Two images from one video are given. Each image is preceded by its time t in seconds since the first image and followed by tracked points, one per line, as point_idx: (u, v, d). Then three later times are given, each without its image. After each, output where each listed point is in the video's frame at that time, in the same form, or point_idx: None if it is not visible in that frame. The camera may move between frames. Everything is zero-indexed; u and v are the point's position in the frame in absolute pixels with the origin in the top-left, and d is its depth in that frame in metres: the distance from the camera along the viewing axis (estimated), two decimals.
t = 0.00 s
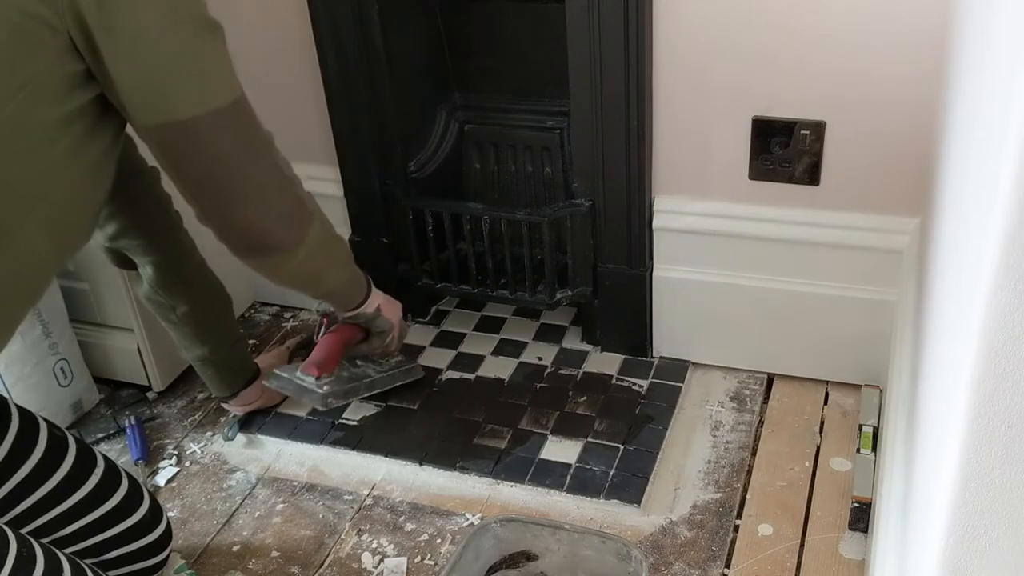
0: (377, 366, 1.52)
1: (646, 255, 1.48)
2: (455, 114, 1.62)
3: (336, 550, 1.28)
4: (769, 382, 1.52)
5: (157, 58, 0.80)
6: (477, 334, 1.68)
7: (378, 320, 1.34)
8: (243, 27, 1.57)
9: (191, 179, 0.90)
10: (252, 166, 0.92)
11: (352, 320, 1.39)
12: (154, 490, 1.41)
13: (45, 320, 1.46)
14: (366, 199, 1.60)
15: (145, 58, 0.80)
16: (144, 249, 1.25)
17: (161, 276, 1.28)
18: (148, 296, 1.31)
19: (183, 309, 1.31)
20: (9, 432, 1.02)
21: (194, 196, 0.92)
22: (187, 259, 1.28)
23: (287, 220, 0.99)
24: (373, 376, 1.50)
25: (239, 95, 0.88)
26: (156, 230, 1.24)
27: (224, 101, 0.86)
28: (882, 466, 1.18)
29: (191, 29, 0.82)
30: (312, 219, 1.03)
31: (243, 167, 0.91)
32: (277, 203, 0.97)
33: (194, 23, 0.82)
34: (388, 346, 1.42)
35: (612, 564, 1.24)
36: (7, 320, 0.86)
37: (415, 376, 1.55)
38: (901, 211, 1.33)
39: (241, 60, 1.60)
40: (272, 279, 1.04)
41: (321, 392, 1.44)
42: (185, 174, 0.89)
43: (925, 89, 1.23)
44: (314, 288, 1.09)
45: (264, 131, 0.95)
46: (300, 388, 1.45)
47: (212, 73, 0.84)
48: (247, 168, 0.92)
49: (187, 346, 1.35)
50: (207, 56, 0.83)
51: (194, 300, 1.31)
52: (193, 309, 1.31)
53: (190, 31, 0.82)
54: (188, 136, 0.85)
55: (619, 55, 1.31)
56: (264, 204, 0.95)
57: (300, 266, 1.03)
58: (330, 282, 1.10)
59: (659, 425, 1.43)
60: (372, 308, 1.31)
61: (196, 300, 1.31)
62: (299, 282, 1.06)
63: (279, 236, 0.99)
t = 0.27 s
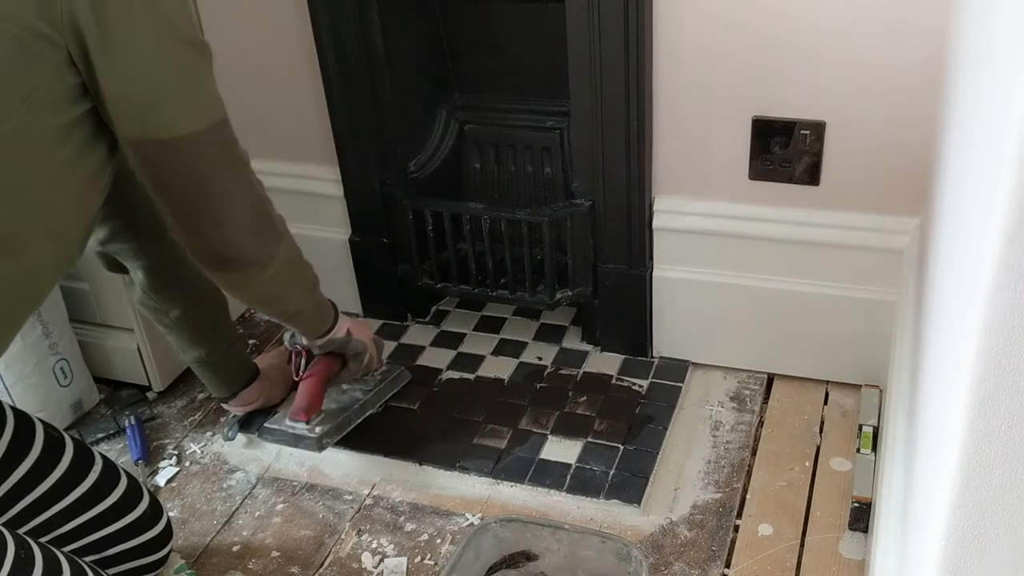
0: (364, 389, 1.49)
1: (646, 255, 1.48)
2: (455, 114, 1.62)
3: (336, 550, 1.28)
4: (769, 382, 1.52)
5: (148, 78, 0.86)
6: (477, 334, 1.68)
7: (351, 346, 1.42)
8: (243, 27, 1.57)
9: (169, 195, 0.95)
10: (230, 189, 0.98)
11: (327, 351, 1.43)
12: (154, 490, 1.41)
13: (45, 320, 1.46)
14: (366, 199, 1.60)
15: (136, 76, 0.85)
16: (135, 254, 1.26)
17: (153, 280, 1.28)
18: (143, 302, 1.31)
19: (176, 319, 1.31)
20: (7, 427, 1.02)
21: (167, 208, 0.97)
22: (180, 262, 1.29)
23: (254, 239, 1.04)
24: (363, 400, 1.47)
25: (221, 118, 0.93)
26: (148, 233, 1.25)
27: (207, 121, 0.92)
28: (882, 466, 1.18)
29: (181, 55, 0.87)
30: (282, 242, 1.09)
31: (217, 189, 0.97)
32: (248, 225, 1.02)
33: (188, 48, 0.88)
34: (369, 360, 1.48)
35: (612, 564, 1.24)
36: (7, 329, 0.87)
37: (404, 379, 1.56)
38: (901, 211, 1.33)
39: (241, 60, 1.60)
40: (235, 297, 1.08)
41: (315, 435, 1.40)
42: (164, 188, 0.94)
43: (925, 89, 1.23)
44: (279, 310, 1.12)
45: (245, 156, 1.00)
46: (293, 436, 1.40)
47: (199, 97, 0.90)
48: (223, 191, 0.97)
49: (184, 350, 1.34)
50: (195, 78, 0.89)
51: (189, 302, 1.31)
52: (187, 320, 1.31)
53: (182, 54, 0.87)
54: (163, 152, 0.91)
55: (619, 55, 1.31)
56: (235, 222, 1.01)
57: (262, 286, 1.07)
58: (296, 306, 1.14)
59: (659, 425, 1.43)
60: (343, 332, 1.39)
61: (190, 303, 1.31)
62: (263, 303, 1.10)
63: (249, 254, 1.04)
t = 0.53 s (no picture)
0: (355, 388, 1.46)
1: (646, 255, 1.48)
2: (456, 114, 1.62)
3: (336, 550, 1.28)
4: (769, 382, 1.52)
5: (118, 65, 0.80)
6: (477, 334, 1.68)
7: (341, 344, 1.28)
8: (243, 28, 1.57)
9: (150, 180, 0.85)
10: (210, 168, 0.87)
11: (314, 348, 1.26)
12: (154, 490, 1.41)
13: (45, 320, 1.46)
14: (366, 199, 1.60)
15: (107, 64, 0.79)
16: (123, 260, 1.22)
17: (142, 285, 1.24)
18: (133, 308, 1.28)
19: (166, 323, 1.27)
20: None
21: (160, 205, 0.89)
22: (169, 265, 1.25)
23: (245, 219, 0.93)
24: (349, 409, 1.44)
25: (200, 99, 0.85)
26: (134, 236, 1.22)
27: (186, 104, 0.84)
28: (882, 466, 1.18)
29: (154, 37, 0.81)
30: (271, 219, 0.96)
31: (201, 173, 0.86)
32: (232, 202, 0.91)
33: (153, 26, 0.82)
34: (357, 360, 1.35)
35: (612, 565, 1.24)
36: None
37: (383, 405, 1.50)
38: (900, 211, 1.33)
39: (241, 60, 1.61)
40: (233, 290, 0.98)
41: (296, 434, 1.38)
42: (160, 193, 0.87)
43: (924, 89, 1.23)
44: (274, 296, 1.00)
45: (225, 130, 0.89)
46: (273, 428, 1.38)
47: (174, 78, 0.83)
48: (207, 173, 0.87)
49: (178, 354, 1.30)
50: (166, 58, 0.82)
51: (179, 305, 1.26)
52: (180, 323, 1.27)
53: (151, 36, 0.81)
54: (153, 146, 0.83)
55: (619, 55, 1.31)
56: (217, 200, 0.89)
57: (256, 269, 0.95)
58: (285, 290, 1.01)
59: (659, 425, 1.43)
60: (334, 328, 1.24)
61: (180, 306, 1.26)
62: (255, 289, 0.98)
63: (236, 235, 0.92)
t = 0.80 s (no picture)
0: (355, 369, 1.51)
1: (646, 255, 1.48)
2: (455, 114, 1.62)
3: (336, 550, 1.28)
4: (770, 382, 1.52)
5: (117, 77, 0.78)
6: (477, 334, 1.68)
7: (350, 322, 1.32)
8: (243, 27, 1.57)
9: (154, 190, 0.85)
10: (214, 174, 0.87)
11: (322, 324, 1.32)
12: (154, 490, 1.41)
13: (45, 320, 1.46)
14: (366, 199, 1.60)
15: (106, 75, 0.77)
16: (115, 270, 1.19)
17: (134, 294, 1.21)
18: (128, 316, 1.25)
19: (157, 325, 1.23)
20: None
21: (162, 215, 0.89)
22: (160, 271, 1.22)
23: (247, 225, 0.93)
24: (354, 379, 1.49)
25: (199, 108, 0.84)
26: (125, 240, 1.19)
27: (184, 114, 0.83)
28: (882, 466, 1.18)
29: (150, 47, 0.79)
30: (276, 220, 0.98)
31: (206, 181, 0.87)
32: (237, 207, 0.91)
33: (149, 37, 0.79)
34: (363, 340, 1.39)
35: (612, 565, 1.24)
36: None
37: (392, 367, 1.56)
38: (900, 211, 1.33)
39: (241, 60, 1.60)
40: (242, 287, 0.99)
41: (306, 406, 1.41)
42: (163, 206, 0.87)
43: (925, 89, 1.23)
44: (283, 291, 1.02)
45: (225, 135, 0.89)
46: (282, 406, 1.42)
47: (172, 89, 0.81)
48: (212, 178, 0.87)
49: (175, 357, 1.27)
50: (164, 69, 0.80)
51: (173, 311, 1.23)
52: (171, 322, 1.23)
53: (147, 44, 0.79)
54: (154, 159, 0.82)
55: (619, 55, 1.31)
56: (223, 207, 0.89)
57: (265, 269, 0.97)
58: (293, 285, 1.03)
59: (659, 425, 1.43)
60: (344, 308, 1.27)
61: (174, 312, 1.23)
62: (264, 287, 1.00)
63: (243, 239, 0.93)
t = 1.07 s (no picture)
0: (332, 386, 1.48)
1: (646, 255, 1.48)
2: (455, 114, 1.62)
3: (336, 550, 1.28)
4: (769, 382, 1.52)
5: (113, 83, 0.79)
6: (477, 334, 1.68)
7: (320, 341, 1.32)
8: (244, 28, 1.57)
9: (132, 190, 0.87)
10: (195, 181, 0.89)
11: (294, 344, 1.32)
12: (154, 490, 1.41)
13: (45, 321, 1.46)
14: (366, 199, 1.60)
15: (104, 81, 0.79)
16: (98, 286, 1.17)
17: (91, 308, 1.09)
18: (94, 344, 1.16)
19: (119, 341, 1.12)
20: None
21: (140, 215, 0.90)
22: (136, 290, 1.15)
23: (221, 231, 0.95)
24: (330, 396, 1.46)
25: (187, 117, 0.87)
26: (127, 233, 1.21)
27: (173, 122, 0.85)
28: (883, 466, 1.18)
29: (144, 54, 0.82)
30: (252, 230, 0.99)
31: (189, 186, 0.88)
32: (214, 213, 0.93)
33: (146, 47, 0.82)
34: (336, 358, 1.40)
35: (612, 565, 1.24)
36: None
37: (372, 379, 1.55)
38: (901, 211, 1.33)
39: (242, 60, 1.61)
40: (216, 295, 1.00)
41: (282, 429, 1.39)
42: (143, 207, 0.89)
43: (925, 89, 1.23)
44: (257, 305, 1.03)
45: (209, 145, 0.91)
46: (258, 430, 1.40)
47: (164, 98, 0.83)
48: (193, 183, 0.89)
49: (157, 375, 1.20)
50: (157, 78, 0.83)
51: (140, 325, 1.13)
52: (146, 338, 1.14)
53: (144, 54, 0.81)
54: (138, 161, 0.84)
55: (619, 55, 1.31)
56: (200, 211, 0.91)
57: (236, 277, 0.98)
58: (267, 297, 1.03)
59: (659, 425, 1.43)
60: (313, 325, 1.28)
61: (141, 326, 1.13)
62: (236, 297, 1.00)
63: (217, 244, 0.95)
